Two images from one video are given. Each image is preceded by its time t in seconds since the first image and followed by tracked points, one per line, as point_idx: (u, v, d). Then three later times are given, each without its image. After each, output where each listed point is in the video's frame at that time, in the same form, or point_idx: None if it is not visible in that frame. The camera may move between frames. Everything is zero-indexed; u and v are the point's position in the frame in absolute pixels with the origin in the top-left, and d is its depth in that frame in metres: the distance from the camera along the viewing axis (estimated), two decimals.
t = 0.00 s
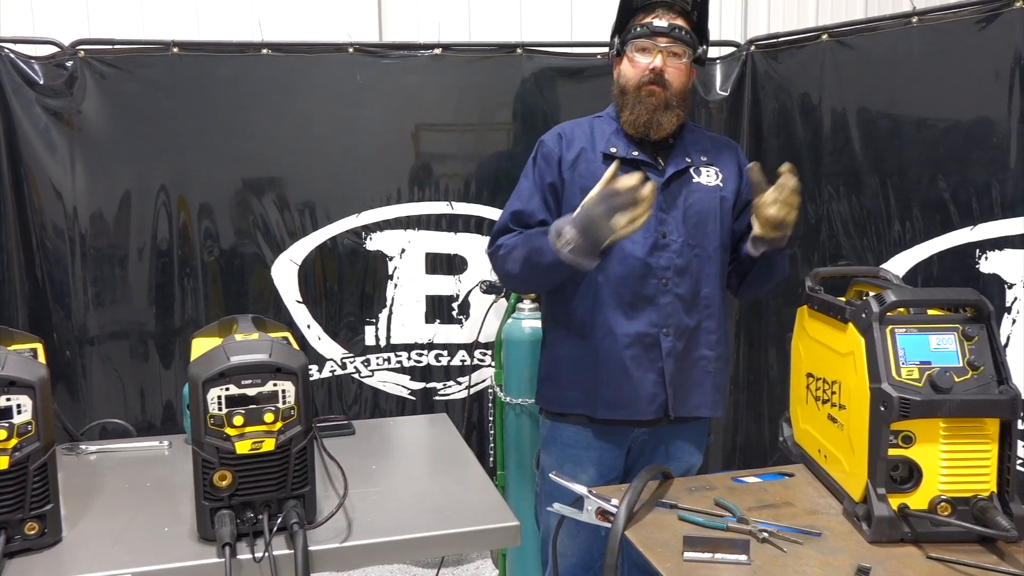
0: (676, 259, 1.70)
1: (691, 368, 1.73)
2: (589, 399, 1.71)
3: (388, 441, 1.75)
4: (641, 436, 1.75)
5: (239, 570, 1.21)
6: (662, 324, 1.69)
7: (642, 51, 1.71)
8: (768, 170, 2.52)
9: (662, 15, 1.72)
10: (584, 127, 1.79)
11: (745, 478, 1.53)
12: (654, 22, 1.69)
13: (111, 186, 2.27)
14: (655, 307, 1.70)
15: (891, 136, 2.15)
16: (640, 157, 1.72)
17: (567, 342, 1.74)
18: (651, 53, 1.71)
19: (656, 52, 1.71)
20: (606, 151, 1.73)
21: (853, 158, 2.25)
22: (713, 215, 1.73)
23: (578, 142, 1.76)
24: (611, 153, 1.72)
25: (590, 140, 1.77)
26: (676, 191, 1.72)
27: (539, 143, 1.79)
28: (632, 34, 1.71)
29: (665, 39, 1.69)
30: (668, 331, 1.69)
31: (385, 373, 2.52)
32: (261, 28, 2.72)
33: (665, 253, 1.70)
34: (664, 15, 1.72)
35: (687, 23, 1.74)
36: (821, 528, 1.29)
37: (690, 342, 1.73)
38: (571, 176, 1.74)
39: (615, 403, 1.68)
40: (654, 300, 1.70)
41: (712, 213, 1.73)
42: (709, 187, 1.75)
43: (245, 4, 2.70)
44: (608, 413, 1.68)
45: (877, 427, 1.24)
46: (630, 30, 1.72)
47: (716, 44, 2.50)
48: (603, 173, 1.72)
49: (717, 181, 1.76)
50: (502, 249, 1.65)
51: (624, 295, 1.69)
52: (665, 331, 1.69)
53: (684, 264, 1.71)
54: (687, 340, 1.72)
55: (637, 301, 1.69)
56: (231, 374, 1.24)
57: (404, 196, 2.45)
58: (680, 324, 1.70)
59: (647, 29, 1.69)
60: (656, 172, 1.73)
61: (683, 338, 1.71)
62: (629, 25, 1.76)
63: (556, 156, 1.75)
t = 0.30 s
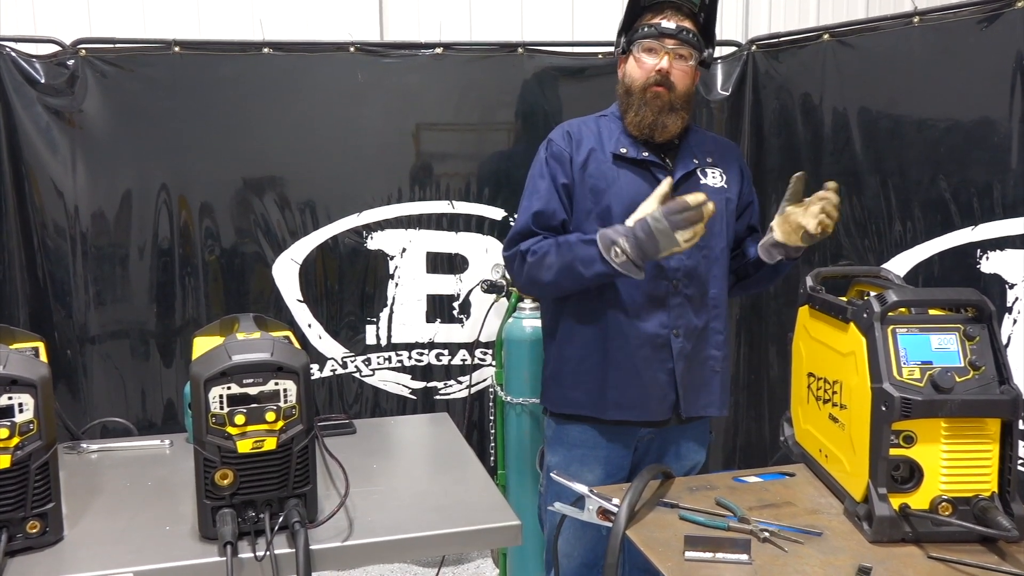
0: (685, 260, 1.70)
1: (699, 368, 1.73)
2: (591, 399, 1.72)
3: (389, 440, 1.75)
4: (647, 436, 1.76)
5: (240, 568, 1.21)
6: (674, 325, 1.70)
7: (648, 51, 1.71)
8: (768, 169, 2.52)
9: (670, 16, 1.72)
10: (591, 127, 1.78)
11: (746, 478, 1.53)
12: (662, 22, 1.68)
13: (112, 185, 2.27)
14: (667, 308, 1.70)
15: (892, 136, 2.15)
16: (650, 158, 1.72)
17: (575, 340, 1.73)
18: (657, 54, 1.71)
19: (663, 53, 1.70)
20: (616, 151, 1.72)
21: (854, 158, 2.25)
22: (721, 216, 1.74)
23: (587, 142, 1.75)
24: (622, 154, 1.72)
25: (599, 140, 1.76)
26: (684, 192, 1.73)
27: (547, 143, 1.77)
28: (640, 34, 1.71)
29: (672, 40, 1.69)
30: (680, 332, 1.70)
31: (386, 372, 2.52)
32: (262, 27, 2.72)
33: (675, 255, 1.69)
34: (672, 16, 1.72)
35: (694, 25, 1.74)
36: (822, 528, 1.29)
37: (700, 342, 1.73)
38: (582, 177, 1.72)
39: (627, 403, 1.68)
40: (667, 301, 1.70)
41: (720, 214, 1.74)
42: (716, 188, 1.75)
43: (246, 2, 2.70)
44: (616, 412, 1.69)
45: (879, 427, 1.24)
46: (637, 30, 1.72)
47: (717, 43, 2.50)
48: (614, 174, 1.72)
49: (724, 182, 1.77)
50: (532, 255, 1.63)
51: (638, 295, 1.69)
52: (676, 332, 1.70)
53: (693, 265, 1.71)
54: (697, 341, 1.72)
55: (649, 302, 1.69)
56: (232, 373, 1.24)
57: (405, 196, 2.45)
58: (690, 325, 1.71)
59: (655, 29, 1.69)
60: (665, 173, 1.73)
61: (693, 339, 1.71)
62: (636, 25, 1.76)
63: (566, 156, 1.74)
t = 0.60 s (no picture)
0: (680, 259, 1.70)
1: (696, 369, 1.74)
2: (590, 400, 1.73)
3: (389, 439, 1.75)
4: (645, 434, 1.75)
5: (240, 568, 1.21)
6: (668, 326, 1.70)
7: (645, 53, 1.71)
8: (769, 169, 2.54)
9: (664, 16, 1.72)
10: (589, 127, 1.79)
11: (746, 477, 1.53)
12: (657, 23, 1.68)
13: (112, 184, 2.27)
14: (661, 308, 1.70)
15: (892, 135, 2.15)
16: (645, 158, 1.72)
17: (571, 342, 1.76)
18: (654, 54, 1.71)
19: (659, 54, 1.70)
20: (611, 152, 1.72)
21: (854, 157, 2.26)
22: (718, 215, 1.73)
23: (583, 143, 1.76)
24: (616, 154, 1.72)
25: (595, 140, 1.77)
26: (680, 191, 1.72)
27: (545, 144, 1.79)
28: (635, 35, 1.71)
29: (668, 40, 1.70)
30: (674, 333, 1.70)
31: (386, 371, 2.52)
32: (261, 26, 2.72)
33: (669, 255, 1.70)
34: (666, 16, 1.72)
35: (688, 22, 1.74)
36: (822, 527, 1.29)
37: (696, 342, 1.73)
38: (576, 177, 1.73)
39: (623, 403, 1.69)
40: (660, 300, 1.70)
41: (716, 213, 1.73)
42: (714, 187, 1.74)
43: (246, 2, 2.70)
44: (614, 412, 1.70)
45: (879, 425, 1.24)
46: (632, 32, 1.72)
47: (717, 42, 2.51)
48: (608, 174, 1.72)
49: (722, 181, 1.76)
50: (526, 290, 1.68)
51: (631, 296, 1.69)
52: (671, 332, 1.70)
53: (689, 264, 1.71)
54: (691, 343, 1.73)
55: (642, 303, 1.69)
56: (232, 372, 1.24)
57: (405, 195, 2.45)
58: (683, 326, 1.71)
59: (650, 30, 1.69)
60: (660, 173, 1.72)
61: (689, 339, 1.72)
62: (630, 26, 1.76)
63: (561, 158, 1.75)
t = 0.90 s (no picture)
0: (679, 260, 1.70)
1: (698, 368, 1.73)
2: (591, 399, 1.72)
3: (389, 438, 1.75)
4: (645, 433, 1.75)
5: (241, 567, 1.21)
6: (666, 326, 1.70)
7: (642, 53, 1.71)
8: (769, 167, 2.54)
9: (660, 14, 1.71)
10: (589, 129, 1.78)
11: (747, 476, 1.53)
12: (653, 23, 1.68)
13: (111, 184, 2.27)
14: (659, 309, 1.70)
15: (892, 134, 2.15)
16: (645, 159, 1.71)
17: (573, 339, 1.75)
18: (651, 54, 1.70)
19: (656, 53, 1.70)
20: (610, 155, 1.72)
21: (854, 155, 2.25)
22: (720, 215, 1.73)
23: (583, 145, 1.76)
24: (615, 156, 1.72)
25: (596, 142, 1.77)
26: (681, 191, 1.72)
27: (544, 147, 1.79)
28: (632, 37, 1.71)
29: (665, 39, 1.69)
30: (672, 333, 1.70)
31: (386, 370, 2.52)
32: (260, 25, 2.71)
33: (668, 256, 1.70)
34: (663, 13, 1.71)
35: (686, 18, 1.72)
36: (823, 525, 1.29)
37: (697, 342, 1.73)
38: (576, 180, 1.74)
39: (620, 403, 1.69)
40: (659, 302, 1.70)
41: (718, 213, 1.73)
42: (716, 186, 1.74)
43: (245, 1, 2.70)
44: (616, 412, 1.70)
45: (880, 424, 1.24)
46: (629, 33, 1.72)
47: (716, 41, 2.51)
48: (608, 177, 1.72)
49: (725, 180, 1.75)
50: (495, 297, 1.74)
51: (629, 298, 1.69)
52: (668, 333, 1.70)
53: (688, 265, 1.71)
54: (693, 342, 1.72)
55: (640, 305, 1.69)
56: (232, 372, 1.24)
57: (405, 194, 2.44)
58: (683, 325, 1.70)
59: (646, 30, 1.69)
60: (660, 174, 1.72)
61: (689, 339, 1.71)
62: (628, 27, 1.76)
63: (560, 162, 1.76)
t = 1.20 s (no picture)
0: (666, 257, 1.70)
1: (686, 364, 1.73)
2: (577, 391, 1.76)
3: (390, 437, 1.75)
4: (636, 431, 1.76)
5: (242, 567, 1.20)
6: (653, 322, 1.70)
7: (609, 60, 1.72)
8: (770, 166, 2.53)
9: (619, 16, 1.70)
10: (583, 125, 1.81)
11: (748, 474, 1.53)
12: (610, 29, 1.69)
13: (111, 183, 2.27)
14: (646, 306, 1.71)
15: (893, 132, 2.14)
16: (633, 155, 1.71)
17: (565, 335, 1.79)
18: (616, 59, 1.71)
19: (621, 57, 1.70)
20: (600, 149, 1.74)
21: (855, 153, 2.25)
22: (712, 210, 1.71)
23: (575, 142, 1.79)
24: (604, 151, 1.73)
25: (589, 138, 1.78)
26: (670, 186, 1.71)
27: (540, 144, 1.85)
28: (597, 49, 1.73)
29: (623, 41, 1.68)
30: (658, 330, 1.70)
31: (386, 369, 2.52)
32: (261, 24, 2.71)
33: (655, 252, 1.70)
34: (619, 16, 1.70)
35: (646, 11, 1.69)
36: (825, 525, 1.29)
37: (685, 339, 1.72)
38: (566, 176, 1.78)
39: (604, 399, 1.72)
40: (646, 299, 1.71)
41: (710, 208, 1.71)
42: (708, 180, 1.72)
43: None
44: (601, 406, 1.72)
45: (882, 422, 1.24)
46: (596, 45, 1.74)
47: (717, 39, 2.50)
48: (597, 172, 1.74)
49: (718, 175, 1.73)
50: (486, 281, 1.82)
51: (615, 294, 1.71)
52: (654, 330, 1.70)
53: (676, 261, 1.70)
54: (680, 339, 1.71)
55: (626, 300, 1.71)
56: (233, 371, 1.24)
57: (405, 192, 2.44)
58: (668, 322, 1.70)
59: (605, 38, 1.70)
60: (650, 170, 1.72)
61: (676, 337, 1.71)
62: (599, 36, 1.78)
63: (553, 159, 1.80)
